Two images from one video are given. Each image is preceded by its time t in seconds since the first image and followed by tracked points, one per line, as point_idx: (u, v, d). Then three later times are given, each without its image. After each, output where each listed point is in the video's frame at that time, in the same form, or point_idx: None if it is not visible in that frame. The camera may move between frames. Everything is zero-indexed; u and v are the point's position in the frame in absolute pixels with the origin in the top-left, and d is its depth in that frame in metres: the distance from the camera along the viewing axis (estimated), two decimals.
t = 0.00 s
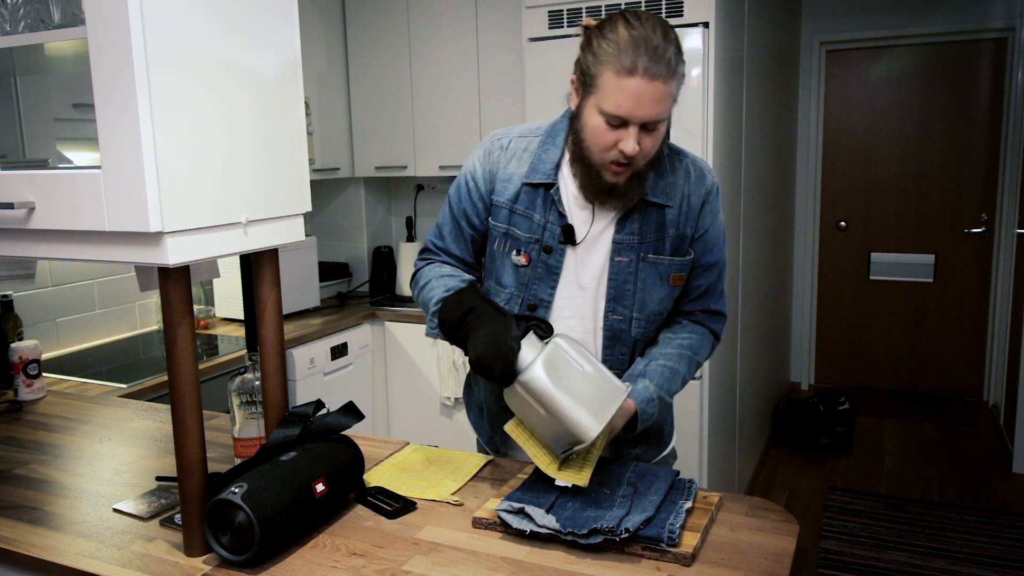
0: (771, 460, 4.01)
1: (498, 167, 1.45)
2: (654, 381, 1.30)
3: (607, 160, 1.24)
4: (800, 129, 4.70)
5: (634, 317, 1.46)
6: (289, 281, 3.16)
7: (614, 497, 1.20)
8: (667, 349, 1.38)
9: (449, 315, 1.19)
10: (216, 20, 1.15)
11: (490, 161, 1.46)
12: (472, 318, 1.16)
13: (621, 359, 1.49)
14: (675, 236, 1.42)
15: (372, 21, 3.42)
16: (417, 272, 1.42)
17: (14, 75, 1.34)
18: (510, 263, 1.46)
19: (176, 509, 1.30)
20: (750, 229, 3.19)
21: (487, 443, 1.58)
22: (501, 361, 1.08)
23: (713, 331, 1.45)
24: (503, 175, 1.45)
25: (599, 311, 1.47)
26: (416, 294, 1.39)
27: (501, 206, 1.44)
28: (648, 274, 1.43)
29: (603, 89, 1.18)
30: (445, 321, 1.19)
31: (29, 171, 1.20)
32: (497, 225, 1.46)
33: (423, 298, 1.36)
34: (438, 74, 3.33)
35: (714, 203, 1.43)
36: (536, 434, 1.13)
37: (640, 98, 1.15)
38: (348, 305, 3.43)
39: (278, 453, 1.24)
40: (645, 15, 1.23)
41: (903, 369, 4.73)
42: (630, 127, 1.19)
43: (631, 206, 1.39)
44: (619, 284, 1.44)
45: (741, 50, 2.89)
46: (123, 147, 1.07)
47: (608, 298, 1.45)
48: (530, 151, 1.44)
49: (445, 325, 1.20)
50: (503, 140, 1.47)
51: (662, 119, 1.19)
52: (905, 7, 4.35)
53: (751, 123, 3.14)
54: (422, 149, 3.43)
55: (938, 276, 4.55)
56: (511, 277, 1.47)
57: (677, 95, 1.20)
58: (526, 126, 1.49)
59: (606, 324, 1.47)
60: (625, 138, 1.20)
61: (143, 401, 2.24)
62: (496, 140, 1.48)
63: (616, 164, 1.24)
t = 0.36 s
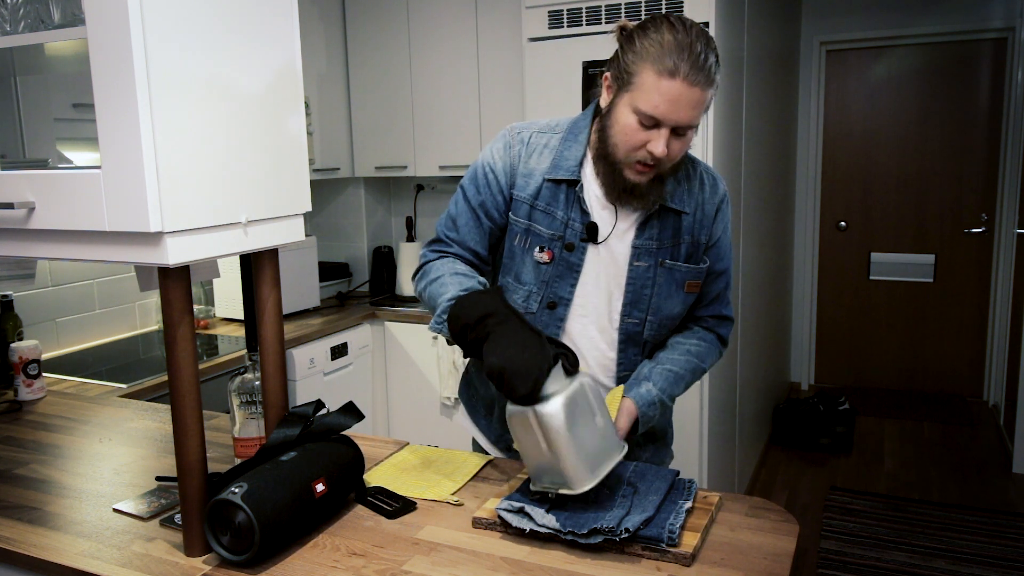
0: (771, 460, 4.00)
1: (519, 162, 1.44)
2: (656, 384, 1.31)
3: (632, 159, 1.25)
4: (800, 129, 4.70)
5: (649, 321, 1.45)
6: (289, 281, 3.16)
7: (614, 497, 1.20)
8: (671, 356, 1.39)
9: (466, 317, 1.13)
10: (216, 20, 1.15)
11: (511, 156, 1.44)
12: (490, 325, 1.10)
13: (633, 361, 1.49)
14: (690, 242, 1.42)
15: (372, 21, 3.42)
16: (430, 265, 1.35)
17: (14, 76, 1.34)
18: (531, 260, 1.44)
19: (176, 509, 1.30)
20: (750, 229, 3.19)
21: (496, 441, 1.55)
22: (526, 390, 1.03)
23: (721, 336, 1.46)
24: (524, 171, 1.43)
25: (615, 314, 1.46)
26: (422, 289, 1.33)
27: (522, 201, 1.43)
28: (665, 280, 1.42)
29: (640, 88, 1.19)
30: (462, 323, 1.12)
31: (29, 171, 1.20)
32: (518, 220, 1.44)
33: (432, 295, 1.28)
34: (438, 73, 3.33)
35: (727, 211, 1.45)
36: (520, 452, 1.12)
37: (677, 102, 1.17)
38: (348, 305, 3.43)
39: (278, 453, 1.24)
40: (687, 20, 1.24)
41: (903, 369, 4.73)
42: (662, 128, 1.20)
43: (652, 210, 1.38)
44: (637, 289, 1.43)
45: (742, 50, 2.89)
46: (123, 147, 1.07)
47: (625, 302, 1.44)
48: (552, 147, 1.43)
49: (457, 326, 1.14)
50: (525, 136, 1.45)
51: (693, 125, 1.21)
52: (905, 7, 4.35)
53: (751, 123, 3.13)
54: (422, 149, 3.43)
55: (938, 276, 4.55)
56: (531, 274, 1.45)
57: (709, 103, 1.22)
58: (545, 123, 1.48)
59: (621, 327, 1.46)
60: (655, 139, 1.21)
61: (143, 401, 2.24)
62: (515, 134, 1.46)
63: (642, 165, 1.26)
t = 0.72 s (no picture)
0: (771, 460, 4.00)
1: (519, 164, 1.43)
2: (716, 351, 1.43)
3: (623, 159, 1.25)
4: (800, 129, 4.70)
5: (663, 320, 1.47)
6: (289, 281, 3.17)
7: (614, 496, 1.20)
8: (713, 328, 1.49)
9: (484, 318, 1.14)
10: (216, 20, 1.15)
11: (510, 158, 1.43)
12: (515, 325, 1.11)
13: (649, 361, 1.50)
14: (696, 238, 1.46)
15: (372, 21, 3.43)
16: (434, 267, 1.33)
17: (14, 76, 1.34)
18: (534, 262, 1.44)
19: (176, 509, 1.30)
20: (751, 229, 3.19)
21: (500, 442, 1.54)
22: (563, 397, 1.03)
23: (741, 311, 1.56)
24: (524, 173, 1.43)
25: (628, 317, 1.46)
26: (427, 289, 1.31)
27: (522, 203, 1.42)
28: (673, 277, 1.45)
29: (626, 88, 1.19)
30: (482, 322, 1.14)
31: (29, 171, 1.20)
32: (519, 223, 1.43)
33: (440, 297, 1.26)
34: (437, 74, 3.33)
35: (727, 206, 1.50)
36: (529, 455, 1.13)
37: (662, 101, 1.16)
38: (348, 305, 3.43)
39: (277, 453, 1.24)
40: (675, 18, 1.23)
41: (903, 369, 4.73)
42: (649, 128, 1.20)
43: (656, 210, 1.40)
44: (648, 289, 1.44)
45: (742, 50, 2.89)
46: (123, 148, 1.07)
47: (638, 304, 1.45)
48: (549, 149, 1.43)
49: (475, 326, 1.14)
50: (523, 137, 1.44)
51: (680, 123, 1.20)
52: (905, 7, 4.35)
53: (751, 123, 3.13)
54: (422, 149, 3.43)
55: (938, 276, 4.55)
56: (533, 276, 1.44)
57: (698, 102, 1.21)
58: (542, 123, 1.47)
59: (635, 329, 1.47)
60: (643, 139, 1.21)
61: (143, 401, 2.24)
62: (514, 136, 1.46)
63: (632, 164, 1.25)
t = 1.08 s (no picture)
0: (771, 460, 4.00)
1: (517, 162, 1.43)
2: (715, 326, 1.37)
3: (606, 132, 1.24)
4: (800, 129, 4.70)
5: (667, 311, 1.45)
6: (289, 281, 3.17)
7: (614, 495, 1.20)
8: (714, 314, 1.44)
9: (499, 322, 1.14)
10: (215, 20, 1.15)
11: (508, 156, 1.43)
12: (533, 330, 1.11)
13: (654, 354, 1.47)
14: (695, 228, 1.46)
15: (372, 21, 3.43)
16: (439, 270, 1.34)
17: (13, 75, 1.34)
18: (535, 258, 1.44)
19: (176, 509, 1.30)
20: (750, 229, 3.19)
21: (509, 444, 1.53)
22: (584, 401, 1.06)
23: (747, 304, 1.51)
24: (522, 171, 1.43)
25: (631, 309, 1.44)
26: (438, 295, 1.30)
27: (522, 200, 1.43)
28: (675, 267, 1.45)
29: (593, 61, 1.21)
30: (499, 328, 1.13)
31: (29, 171, 1.20)
32: (519, 220, 1.44)
33: (453, 302, 1.26)
34: (438, 74, 3.33)
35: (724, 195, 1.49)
36: (540, 457, 1.15)
37: (626, 61, 1.17)
38: (348, 305, 3.43)
39: (278, 452, 1.24)
40: None
41: (903, 369, 4.73)
42: (623, 91, 1.20)
43: (653, 199, 1.40)
44: (650, 281, 1.43)
45: (742, 50, 2.89)
46: (123, 148, 1.07)
47: (641, 295, 1.43)
48: (547, 146, 1.43)
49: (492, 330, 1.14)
50: (520, 136, 1.45)
51: (655, 81, 1.19)
52: (905, 7, 4.35)
53: (751, 123, 3.13)
54: (422, 149, 3.43)
55: (937, 276, 4.55)
56: (535, 272, 1.44)
57: (669, 60, 1.21)
58: (540, 121, 1.47)
59: (638, 322, 1.45)
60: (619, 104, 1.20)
61: (143, 401, 2.24)
62: (511, 135, 1.46)
63: (617, 135, 1.24)
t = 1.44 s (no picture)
0: (771, 460, 4.00)
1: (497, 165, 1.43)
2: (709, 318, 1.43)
3: (575, 134, 1.25)
4: (800, 129, 4.70)
5: (658, 298, 1.46)
6: (289, 281, 3.17)
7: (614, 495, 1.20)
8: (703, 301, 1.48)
9: (493, 321, 1.14)
10: (215, 20, 1.15)
11: (488, 160, 1.43)
12: (525, 327, 1.12)
13: (647, 341, 1.48)
14: (681, 213, 1.46)
15: (372, 21, 3.42)
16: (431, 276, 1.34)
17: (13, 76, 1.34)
18: (520, 257, 1.44)
19: (176, 509, 1.30)
20: (751, 230, 3.19)
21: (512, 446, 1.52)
22: (579, 400, 1.06)
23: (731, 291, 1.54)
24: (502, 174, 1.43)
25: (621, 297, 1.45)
26: (434, 301, 1.30)
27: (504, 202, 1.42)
28: (664, 253, 1.45)
29: (555, 67, 1.21)
30: (493, 326, 1.14)
31: (29, 171, 1.20)
32: (502, 221, 1.43)
33: (448, 306, 1.26)
34: (438, 74, 3.33)
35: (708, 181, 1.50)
36: (540, 457, 1.16)
37: (585, 63, 1.18)
38: (348, 305, 3.43)
39: (277, 453, 1.24)
40: None
41: (903, 369, 4.73)
42: (587, 93, 1.20)
43: (638, 186, 1.41)
44: (640, 268, 1.43)
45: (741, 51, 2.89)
46: (124, 147, 1.07)
47: (631, 283, 1.43)
48: (525, 148, 1.43)
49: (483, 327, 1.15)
50: (499, 141, 1.45)
51: (616, 79, 1.20)
52: (905, 7, 4.35)
53: (751, 124, 3.13)
54: (422, 149, 3.43)
55: (938, 276, 4.55)
56: (521, 271, 1.44)
57: (628, 58, 1.22)
58: (517, 126, 1.48)
59: (630, 310, 1.45)
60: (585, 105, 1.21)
61: (143, 401, 2.24)
62: (490, 141, 1.46)
63: (587, 136, 1.24)
